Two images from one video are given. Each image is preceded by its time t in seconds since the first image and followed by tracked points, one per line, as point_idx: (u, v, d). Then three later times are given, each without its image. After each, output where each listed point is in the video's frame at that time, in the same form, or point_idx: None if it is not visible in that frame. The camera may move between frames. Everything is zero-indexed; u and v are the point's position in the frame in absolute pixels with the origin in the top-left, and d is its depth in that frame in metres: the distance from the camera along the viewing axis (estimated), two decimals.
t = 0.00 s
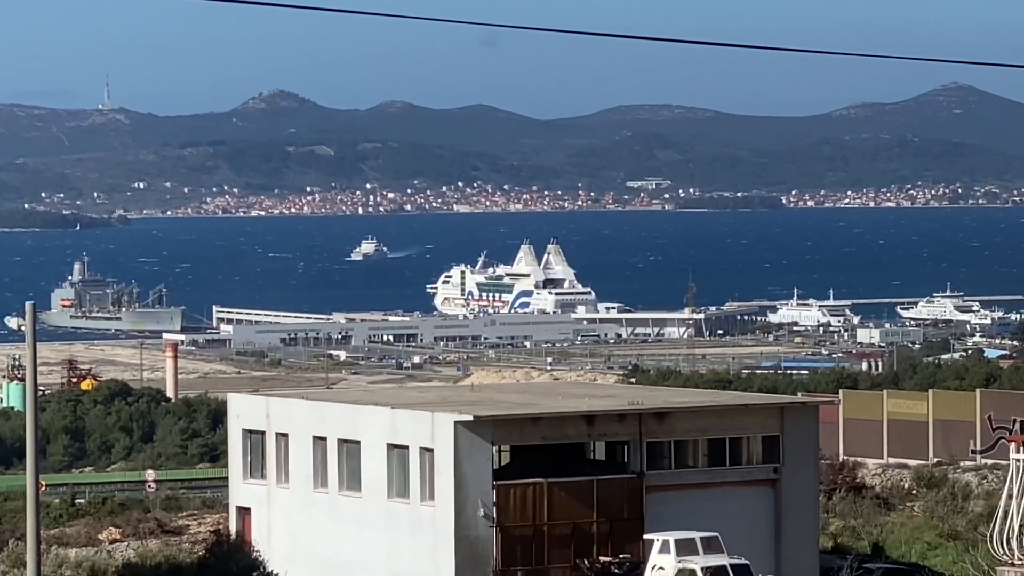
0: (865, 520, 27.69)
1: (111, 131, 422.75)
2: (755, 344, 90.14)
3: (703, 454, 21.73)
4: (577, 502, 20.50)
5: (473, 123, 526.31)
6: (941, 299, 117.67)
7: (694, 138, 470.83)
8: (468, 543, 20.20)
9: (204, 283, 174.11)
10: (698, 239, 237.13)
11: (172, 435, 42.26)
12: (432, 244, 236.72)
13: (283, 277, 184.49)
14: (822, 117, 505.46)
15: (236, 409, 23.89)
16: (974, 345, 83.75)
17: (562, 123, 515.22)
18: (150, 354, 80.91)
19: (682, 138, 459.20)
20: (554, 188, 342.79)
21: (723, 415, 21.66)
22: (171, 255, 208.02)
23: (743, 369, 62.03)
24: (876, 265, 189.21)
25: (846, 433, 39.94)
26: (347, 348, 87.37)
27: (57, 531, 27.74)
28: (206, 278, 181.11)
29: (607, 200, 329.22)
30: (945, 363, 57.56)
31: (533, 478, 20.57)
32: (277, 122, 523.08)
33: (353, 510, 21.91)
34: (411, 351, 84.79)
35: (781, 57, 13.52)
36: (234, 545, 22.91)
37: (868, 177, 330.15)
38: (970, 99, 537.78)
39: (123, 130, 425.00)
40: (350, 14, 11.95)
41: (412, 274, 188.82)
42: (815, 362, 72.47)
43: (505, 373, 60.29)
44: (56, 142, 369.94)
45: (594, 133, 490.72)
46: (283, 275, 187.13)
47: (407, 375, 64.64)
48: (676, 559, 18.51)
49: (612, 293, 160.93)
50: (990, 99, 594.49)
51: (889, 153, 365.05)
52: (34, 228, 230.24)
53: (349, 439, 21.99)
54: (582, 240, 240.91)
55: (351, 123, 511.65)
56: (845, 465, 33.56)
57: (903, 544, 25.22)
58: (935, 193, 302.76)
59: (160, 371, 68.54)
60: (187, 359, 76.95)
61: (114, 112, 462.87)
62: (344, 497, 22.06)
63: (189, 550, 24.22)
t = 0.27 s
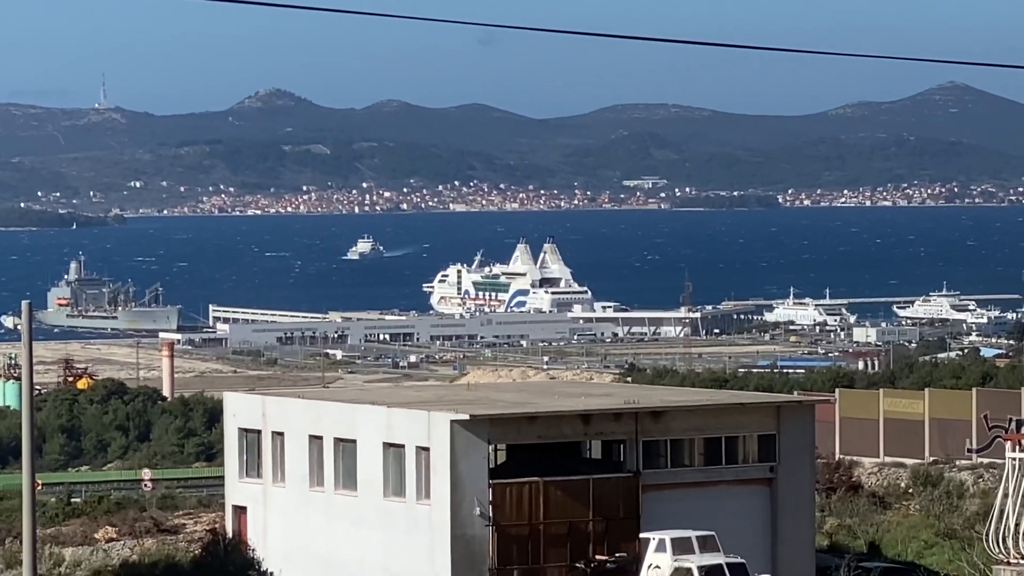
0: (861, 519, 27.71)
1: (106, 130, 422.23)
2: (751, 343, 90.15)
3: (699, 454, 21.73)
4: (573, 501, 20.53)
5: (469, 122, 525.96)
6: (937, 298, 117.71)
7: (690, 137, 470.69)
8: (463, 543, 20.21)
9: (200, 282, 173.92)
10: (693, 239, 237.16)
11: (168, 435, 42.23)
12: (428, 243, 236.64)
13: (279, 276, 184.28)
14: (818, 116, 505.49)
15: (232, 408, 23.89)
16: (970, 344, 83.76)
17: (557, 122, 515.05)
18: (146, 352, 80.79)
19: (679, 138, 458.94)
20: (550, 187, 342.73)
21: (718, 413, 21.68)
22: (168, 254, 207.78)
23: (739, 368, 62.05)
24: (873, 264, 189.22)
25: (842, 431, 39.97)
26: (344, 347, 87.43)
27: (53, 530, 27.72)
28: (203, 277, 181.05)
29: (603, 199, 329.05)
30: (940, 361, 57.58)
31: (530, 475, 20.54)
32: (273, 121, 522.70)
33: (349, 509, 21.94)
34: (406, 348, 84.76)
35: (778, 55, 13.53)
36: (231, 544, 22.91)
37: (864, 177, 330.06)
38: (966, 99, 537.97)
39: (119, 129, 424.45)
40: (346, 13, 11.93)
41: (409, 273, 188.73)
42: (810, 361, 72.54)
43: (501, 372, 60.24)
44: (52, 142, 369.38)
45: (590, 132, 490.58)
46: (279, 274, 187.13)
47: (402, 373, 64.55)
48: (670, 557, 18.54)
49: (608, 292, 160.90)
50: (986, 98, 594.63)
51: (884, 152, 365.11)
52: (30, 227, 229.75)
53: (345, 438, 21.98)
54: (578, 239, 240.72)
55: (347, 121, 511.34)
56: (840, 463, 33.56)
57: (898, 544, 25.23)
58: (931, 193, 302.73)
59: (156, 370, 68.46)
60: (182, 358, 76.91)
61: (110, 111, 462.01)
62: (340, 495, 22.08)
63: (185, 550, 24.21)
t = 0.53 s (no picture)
0: (857, 518, 27.71)
1: (103, 130, 421.87)
2: (746, 344, 90.18)
3: (695, 454, 21.74)
4: (567, 501, 20.52)
5: (465, 122, 525.78)
6: (933, 299, 117.76)
7: (686, 137, 470.62)
8: (459, 543, 20.23)
9: (196, 283, 173.88)
10: (689, 240, 237.06)
11: (165, 435, 42.21)
12: (424, 244, 236.64)
13: (275, 277, 184.24)
14: (814, 117, 505.43)
15: (226, 408, 23.90)
16: (966, 344, 83.82)
17: (553, 122, 514.88)
18: (142, 353, 80.78)
19: (675, 138, 458.87)
20: (545, 188, 342.47)
21: (715, 414, 21.65)
22: (164, 255, 207.67)
23: (734, 368, 62.04)
24: (868, 265, 189.29)
25: (837, 431, 40.01)
26: (340, 348, 87.41)
27: (48, 531, 27.71)
28: (198, 278, 181.03)
29: (599, 200, 328.87)
30: (936, 362, 57.61)
31: (525, 478, 20.55)
32: (270, 122, 522.34)
33: (345, 509, 21.92)
34: (402, 350, 84.75)
35: (772, 51, 13.52)
36: (225, 544, 22.91)
37: (861, 177, 330.12)
38: (962, 100, 538.36)
39: (115, 129, 424.13)
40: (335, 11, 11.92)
41: (404, 274, 188.77)
42: (806, 362, 72.64)
43: (497, 372, 60.24)
44: (48, 143, 368.96)
45: (586, 132, 490.60)
46: (275, 275, 187.13)
47: (399, 374, 64.53)
48: (667, 559, 18.52)
49: (604, 293, 160.91)
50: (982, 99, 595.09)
51: (880, 153, 365.07)
52: (26, 228, 229.59)
53: (341, 438, 21.95)
54: (575, 240, 240.71)
55: (343, 122, 511.09)
56: (837, 464, 33.56)
57: (894, 544, 25.22)
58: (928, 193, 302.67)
59: (152, 370, 68.47)
60: (178, 358, 76.89)
61: (106, 111, 461.45)
62: (336, 496, 22.08)
63: (181, 549, 24.18)
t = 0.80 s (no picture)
0: (854, 520, 27.77)
1: (98, 131, 421.42)
2: (743, 345, 90.18)
3: (691, 455, 21.74)
4: (563, 502, 20.52)
5: (461, 123, 525.40)
6: (929, 300, 117.79)
7: (681, 138, 470.62)
8: (456, 544, 20.23)
9: (192, 285, 173.74)
10: (685, 241, 237.05)
11: (161, 436, 42.18)
12: (420, 245, 236.70)
13: (271, 279, 184.18)
14: (811, 118, 505.50)
15: (222, 409, 23.90)
16: (962, 345, 84.00)
17: (549, 124, 514.79)
18: (137, 354, 80.76)
19: (671, 140, 458.93)
20: (541, 189, 342.26)
21: (711, 416, 21.67)
22: (160, 257, 207.48)
23: (732, 372, 62.06)
24: (863, 266, 189.42)
25: (833, 433, 40.01)
26: (335, 350, 87.38)
27: (44, 532, 27.70)
28: (195, 279, 180.99)
29: (595, 201, 328.74)
30: (932, 364, 57.61)
31: (520, 479, 20.57)
32: (266, 123, 521.94)
33: (340, 510, 21.93)
34: (398, 352, 84.68)
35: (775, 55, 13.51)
36: (224, 545, 22.95)
37: (857, 178, 330.05)
38: (958, 101, 538.61)
39: (111, 130, 423.67)
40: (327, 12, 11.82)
41: (400, 275, 188.71)
42: (801, 363, 72.60)
43: (492, 373, 60.27)
44: (44, 145, 368.42)
45: (581, 133, 490.90)
46: (272, 276, 187.14)
47: (395, 376, 64.50)
48: (663, 560, 18.53)
49: (600, 294, 160.92)
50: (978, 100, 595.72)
51: (877, 154, 364.99)
52: (21, 229, 229.28)
53: (336, 440, 21.97)
54: (571, 241, 240.64)
55: (339, 124, 510.83)
56: (833, 466, 33.59)
57: (890, 546, 25.25)
58: (924, 194, 302.70)
59: (148, 372, 68.44)
60: (174, 360, 76.84)
61: (102, 113, 460.86)
62: (332, 498, 22.06)
63: (176, 552, 24.16)
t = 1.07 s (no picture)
0: (850, 522, 27.76)
1: (94, 134, 421.11)
2: (738, 347, 90.24)
3: (687, 459, 21.74)
4: (560, 505, 20.51)
5: (457, 125, 525.12)
6: (924, 303, 117.88)
7: (677, 141, 470.60)
8: (452, 546, 20.22)
9: (188, 287, 173.67)
10: (681, 243, 237.12)
11: (156, 440, 42.12)
12: (416, 247, 236.73)
13: (267, 281, 184.10)
14: (807, 120, 505.70)
15: (219, 412, 23.89)
16: (958, 348, 84.01)
17: (545, 126, 514.72)
18: (133, 357, 80.71)
19: (666, 142, 458.99)
20: (537, 192, 342.13)
21: (707, 419, 21.66)
22: (156, 260, 207.35)
23: (728, 374, 62.02)
24: (859, 268, 189.52)
25: (830, 435, 39.99)
26: (331, 352, 87.35)
27: (40, 535, 27.70)
28: (191, 281, 181.04)
29: (591, 203, 328.65)
30: (928, 366, 57.58)
31: (516, 482, 20.55)
32: (261, 126, 521.62)
33: (336, 513, 21.92)
34: (393, 355, 84.67)
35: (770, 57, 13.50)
36: (220, 549, 22.95)
37: (853, 181, 330.06)
38: (953, 103, 538.95)
39: (107, 133, 423.31)
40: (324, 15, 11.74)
41: (396, 278, 188.67)
42: (797, 365, 72.64)
43: (489, 375, 60.27)
44: (39, 147, 367.95)
45: (577, 136, 490.98)
46: (268, 279, 187.07)
47: (391, 379, 64.53)
48: (658, 562, 18.54)
49: (596, 297, 160.93)
50: (973, 103, 596.04)
51: (872, 156, 365.18)
52: (17, 232, 229.03)
53: (333, 441, 21.97)
54: (567, 243, 240.62)
55: (334, 126, 510.59)
56: (829, 468, 33.59)
57: (885, 548, 25.25)
58: (919, 196, 302.79)
59: (143, 375, 68.43)
60: (170, 363, 76.79)
61: (98, 116, 460.39)
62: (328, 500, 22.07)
63: (171, 554, 24.15)
